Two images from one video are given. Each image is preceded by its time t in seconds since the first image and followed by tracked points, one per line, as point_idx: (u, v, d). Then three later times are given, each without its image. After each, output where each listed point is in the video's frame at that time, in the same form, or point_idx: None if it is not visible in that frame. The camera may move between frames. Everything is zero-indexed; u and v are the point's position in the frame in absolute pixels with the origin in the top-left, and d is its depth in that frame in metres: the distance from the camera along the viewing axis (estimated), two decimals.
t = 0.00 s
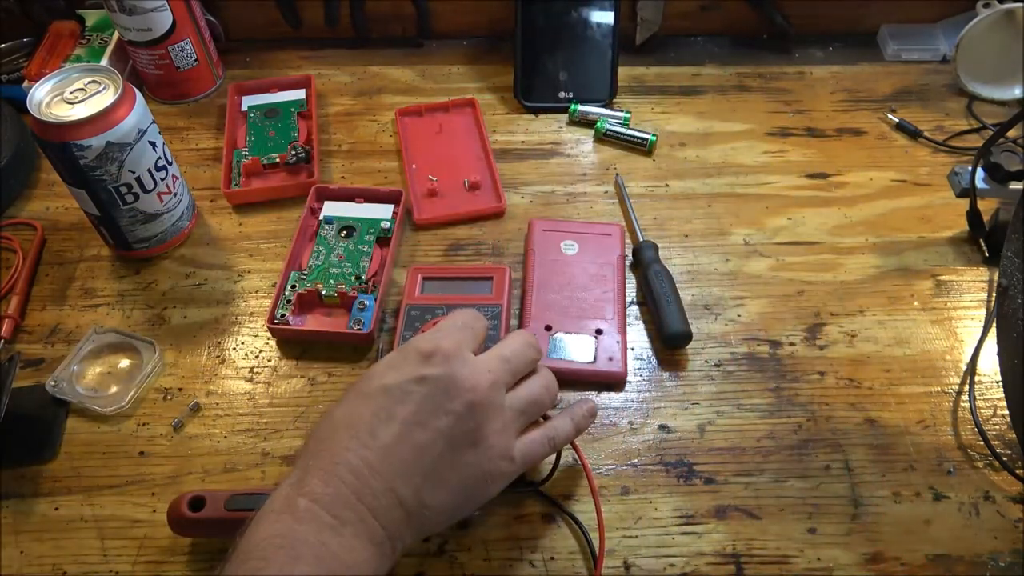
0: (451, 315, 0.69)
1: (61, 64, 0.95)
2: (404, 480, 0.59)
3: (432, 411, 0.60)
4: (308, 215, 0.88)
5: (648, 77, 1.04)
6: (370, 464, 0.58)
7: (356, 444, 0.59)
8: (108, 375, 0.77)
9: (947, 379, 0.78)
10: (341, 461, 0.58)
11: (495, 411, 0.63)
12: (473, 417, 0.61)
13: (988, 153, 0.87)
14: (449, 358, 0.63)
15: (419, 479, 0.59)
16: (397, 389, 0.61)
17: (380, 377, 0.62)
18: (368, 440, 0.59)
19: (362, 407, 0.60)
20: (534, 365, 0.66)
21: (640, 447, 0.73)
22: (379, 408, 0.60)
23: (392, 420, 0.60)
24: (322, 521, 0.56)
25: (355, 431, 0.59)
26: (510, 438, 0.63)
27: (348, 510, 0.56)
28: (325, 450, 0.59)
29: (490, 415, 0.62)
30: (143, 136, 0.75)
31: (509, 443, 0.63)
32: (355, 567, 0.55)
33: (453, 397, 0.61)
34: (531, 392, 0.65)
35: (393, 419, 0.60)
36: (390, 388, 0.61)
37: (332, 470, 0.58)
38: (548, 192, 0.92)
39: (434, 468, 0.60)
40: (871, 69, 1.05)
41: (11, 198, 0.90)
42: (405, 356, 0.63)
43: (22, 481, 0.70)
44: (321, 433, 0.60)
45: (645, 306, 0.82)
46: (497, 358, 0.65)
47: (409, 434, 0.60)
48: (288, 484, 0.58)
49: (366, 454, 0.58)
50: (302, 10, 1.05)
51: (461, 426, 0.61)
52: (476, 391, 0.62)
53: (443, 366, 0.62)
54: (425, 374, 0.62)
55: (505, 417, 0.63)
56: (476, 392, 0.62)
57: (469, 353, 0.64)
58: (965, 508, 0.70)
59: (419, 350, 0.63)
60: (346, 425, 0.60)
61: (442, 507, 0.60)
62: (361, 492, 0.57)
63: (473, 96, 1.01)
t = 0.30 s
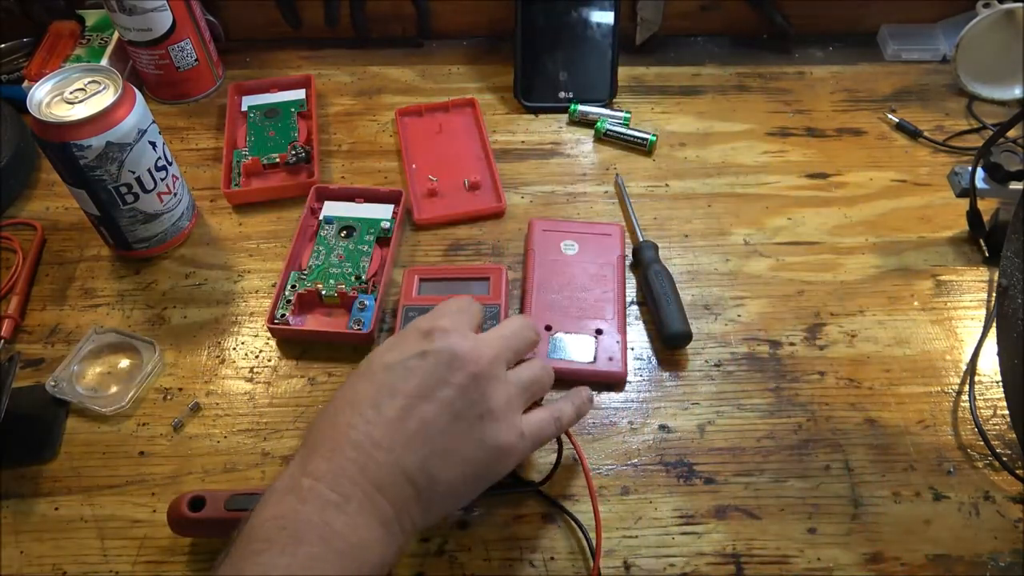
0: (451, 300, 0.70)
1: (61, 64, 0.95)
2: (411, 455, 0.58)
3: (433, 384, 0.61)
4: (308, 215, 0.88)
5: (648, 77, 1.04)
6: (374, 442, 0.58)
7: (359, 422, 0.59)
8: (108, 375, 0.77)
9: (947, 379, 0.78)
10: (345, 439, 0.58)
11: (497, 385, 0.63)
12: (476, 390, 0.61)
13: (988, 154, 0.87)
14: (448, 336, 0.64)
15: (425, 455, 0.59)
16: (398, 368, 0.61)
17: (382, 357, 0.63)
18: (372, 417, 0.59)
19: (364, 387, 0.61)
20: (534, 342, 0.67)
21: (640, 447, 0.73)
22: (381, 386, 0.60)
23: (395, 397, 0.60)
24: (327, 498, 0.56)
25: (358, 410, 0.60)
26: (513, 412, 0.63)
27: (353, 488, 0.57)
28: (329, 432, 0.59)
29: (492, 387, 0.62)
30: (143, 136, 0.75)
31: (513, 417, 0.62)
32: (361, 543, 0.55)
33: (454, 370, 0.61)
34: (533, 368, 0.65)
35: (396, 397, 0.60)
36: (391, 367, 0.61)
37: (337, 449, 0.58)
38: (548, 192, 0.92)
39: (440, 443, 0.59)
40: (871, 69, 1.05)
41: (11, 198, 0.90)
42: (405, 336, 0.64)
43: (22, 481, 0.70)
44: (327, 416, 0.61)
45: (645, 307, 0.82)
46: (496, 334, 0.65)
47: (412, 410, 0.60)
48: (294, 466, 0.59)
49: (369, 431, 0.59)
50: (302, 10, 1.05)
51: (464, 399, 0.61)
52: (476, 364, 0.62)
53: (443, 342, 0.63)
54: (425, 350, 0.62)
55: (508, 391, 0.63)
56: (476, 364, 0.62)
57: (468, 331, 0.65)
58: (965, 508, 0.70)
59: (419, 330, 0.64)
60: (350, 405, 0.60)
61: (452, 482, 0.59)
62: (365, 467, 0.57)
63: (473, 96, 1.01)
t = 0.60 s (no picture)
0: (441, 306, 0.58)
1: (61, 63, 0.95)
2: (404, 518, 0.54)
3: (428, 449, 0.53)
4: (308, 215, 0.88)
5: (648, 77, 1.04)
6: (362, 508, 0.53)
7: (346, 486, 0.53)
8: (108, 375, 0.77)
9: (947, 379, 0.78)
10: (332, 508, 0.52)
11: (497, 439, 0.55)
12: (474, 453, 0.54)
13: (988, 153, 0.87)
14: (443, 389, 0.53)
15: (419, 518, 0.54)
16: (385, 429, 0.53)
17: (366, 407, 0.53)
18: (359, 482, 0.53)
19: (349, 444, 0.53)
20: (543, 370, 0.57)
21: (640, 447, 0.73)
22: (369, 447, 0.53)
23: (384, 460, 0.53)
24: (316, 574, 0.51)
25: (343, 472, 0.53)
26: (514, 461, 0.57)
27: (344, 559, 0.52)
28: (310, 497, 0.53)
29: (493, 445, 0.55)
30: (143, 136, 0.75)
31: (513, 465, 0.57)
32: None
33: (451, 436, 0.53)
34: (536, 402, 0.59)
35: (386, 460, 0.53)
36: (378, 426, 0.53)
37: (321, 517, 0.52)
38: (548, 192, 0.92)
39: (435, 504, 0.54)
40: (871, 69, 1.05)
41: (11, 198, 0.90)
42: (392, 384, 0.53)
43: (22, 481, 0.70)
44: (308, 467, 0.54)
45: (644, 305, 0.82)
46: (496, 377, 0.54)
47: (402, 475, 0.53)
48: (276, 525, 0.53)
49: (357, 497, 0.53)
50: (302, 10, 1.05)
51: (462, 462, 0.54)
52: (476, 428, 0.53)
53: (437, 401, 0.52)
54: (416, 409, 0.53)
55: (510, 436, 0.56)
56: (477, 429, 0.53)
57: (463, 378, 0.53)
58: (965, 508, 0.70)
59: (404, 382, 0.53)
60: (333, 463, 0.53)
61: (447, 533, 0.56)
62: (356, 538, 0.53)
63: (473, 96, 1.01)
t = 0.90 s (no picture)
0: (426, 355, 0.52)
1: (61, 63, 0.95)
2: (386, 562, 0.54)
3: (407, 504, 0.53)
4: (308, 215, 0.88)
5: (648, 77, 1.04)
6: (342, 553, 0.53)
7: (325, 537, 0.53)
8: (108, 375, 0.77)
9: (947, 379, 0.78)
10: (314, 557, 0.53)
11: (479, 488, 0.54)
12: (455, 506, 0.53)
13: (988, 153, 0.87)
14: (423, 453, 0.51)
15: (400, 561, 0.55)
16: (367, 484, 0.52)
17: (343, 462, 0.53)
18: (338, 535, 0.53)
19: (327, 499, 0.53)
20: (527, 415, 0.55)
21: (640, 447, 0.73)
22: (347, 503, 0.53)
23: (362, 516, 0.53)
24: None
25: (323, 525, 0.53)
26: (497, 504, 0.56)
27: None
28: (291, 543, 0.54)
29: (475, 495, 0.54)
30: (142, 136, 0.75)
31: (496, 507, 0.56)
32: None
33: (430, 494, 0.52)
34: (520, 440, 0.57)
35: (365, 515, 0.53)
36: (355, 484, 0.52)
37: (303, 560, 0.54)
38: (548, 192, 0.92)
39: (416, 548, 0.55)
40: (871, 69, 1.05)
41: (11, 198, 0.90)
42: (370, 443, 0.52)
43: (22, 481, 0.70)
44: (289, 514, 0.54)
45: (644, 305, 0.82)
46: (482, 430, 0.53)
47: (381, 528, 0.53)
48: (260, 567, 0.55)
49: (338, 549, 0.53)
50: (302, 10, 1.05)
51: (443, 514, 0.53)
52: (458, 484, 0.52)
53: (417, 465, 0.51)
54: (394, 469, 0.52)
55: (493, 479, 0.56)
56: (457, 487, 0.52)
57: (448, 437, 0.51)
58: (965, 508, 0.70)
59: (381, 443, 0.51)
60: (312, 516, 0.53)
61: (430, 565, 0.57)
62: None
63: (473, 96, 1.01)
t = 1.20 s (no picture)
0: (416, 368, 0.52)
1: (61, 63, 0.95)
2: None
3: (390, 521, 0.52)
4: (308, 215, 0.87)
5: (648, 77, 1.04)
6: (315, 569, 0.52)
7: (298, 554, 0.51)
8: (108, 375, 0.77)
9: (947, 379, 0.78)
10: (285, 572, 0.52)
11: (462, 506, 0.55)
12: (437, 524, 0.54)
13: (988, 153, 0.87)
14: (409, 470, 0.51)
15: None
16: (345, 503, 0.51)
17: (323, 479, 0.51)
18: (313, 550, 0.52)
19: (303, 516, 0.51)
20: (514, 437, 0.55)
21: (640, 448, 0.73)
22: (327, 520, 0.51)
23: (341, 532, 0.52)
24: None
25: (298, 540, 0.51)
26: (479, 524, 0.57)
27: None
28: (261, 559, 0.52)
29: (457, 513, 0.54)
30: (143, 136, 0.75)
31: (476, 528, 0.57)
32: None
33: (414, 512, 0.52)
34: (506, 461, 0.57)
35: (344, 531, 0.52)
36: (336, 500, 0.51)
37: None
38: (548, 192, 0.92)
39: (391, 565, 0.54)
40: (871, 69, 1.05)
41: (11, 198, 0.90)
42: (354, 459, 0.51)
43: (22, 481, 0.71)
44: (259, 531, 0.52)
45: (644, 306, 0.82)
46: (468, 449, 0.53)
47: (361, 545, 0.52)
48: None
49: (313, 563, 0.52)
50: (302, 10, 1.05)
51: (424, 531, 0.54)
52: (440, 503, 0.53)
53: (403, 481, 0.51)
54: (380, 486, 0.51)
55: (475, 498, 0.56)
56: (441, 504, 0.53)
57: (433, 456, 0.52)
58: (965, 508, 0.70)
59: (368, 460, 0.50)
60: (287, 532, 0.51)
61: None
62: None
63: (473, 97, 1.01)
